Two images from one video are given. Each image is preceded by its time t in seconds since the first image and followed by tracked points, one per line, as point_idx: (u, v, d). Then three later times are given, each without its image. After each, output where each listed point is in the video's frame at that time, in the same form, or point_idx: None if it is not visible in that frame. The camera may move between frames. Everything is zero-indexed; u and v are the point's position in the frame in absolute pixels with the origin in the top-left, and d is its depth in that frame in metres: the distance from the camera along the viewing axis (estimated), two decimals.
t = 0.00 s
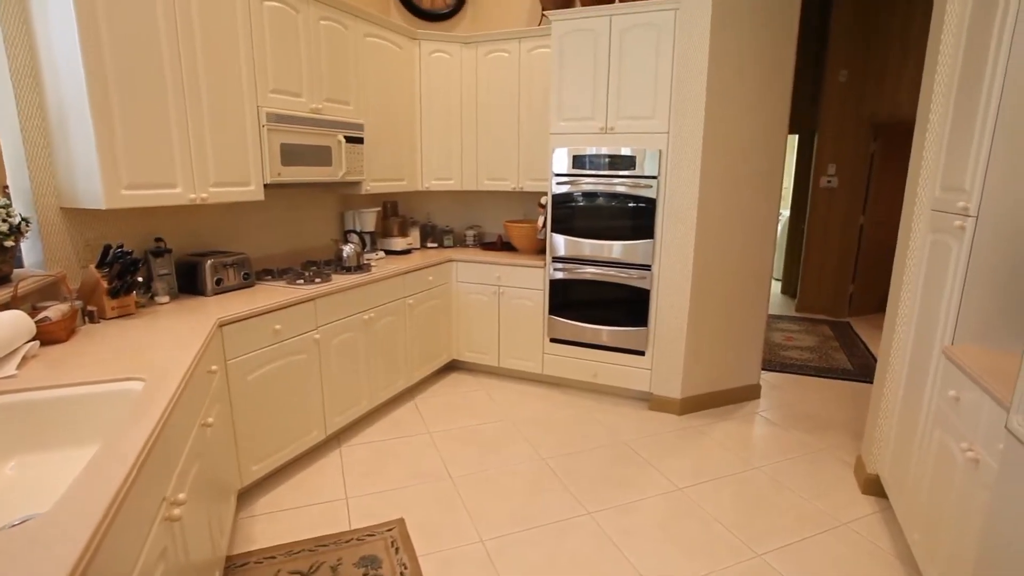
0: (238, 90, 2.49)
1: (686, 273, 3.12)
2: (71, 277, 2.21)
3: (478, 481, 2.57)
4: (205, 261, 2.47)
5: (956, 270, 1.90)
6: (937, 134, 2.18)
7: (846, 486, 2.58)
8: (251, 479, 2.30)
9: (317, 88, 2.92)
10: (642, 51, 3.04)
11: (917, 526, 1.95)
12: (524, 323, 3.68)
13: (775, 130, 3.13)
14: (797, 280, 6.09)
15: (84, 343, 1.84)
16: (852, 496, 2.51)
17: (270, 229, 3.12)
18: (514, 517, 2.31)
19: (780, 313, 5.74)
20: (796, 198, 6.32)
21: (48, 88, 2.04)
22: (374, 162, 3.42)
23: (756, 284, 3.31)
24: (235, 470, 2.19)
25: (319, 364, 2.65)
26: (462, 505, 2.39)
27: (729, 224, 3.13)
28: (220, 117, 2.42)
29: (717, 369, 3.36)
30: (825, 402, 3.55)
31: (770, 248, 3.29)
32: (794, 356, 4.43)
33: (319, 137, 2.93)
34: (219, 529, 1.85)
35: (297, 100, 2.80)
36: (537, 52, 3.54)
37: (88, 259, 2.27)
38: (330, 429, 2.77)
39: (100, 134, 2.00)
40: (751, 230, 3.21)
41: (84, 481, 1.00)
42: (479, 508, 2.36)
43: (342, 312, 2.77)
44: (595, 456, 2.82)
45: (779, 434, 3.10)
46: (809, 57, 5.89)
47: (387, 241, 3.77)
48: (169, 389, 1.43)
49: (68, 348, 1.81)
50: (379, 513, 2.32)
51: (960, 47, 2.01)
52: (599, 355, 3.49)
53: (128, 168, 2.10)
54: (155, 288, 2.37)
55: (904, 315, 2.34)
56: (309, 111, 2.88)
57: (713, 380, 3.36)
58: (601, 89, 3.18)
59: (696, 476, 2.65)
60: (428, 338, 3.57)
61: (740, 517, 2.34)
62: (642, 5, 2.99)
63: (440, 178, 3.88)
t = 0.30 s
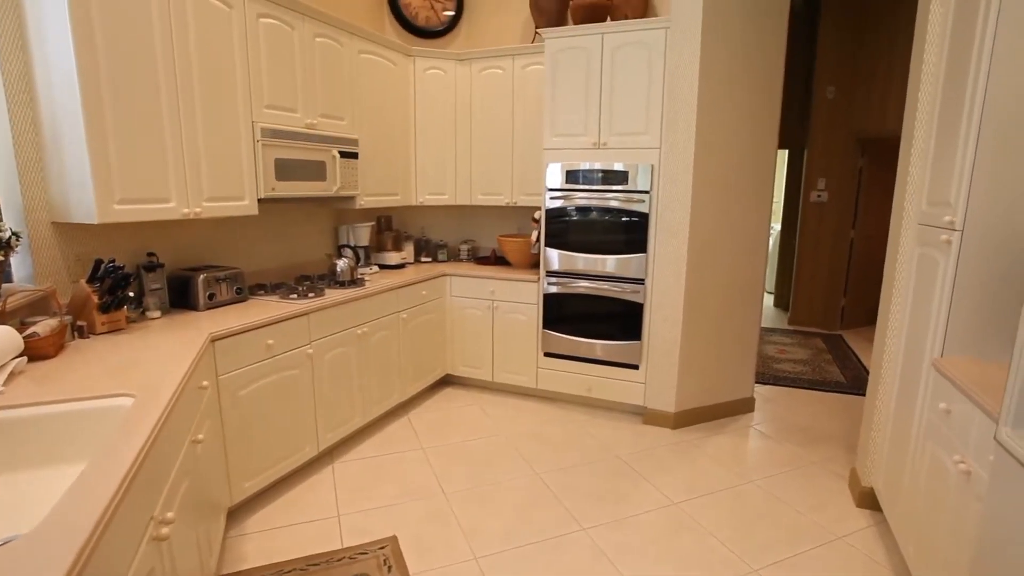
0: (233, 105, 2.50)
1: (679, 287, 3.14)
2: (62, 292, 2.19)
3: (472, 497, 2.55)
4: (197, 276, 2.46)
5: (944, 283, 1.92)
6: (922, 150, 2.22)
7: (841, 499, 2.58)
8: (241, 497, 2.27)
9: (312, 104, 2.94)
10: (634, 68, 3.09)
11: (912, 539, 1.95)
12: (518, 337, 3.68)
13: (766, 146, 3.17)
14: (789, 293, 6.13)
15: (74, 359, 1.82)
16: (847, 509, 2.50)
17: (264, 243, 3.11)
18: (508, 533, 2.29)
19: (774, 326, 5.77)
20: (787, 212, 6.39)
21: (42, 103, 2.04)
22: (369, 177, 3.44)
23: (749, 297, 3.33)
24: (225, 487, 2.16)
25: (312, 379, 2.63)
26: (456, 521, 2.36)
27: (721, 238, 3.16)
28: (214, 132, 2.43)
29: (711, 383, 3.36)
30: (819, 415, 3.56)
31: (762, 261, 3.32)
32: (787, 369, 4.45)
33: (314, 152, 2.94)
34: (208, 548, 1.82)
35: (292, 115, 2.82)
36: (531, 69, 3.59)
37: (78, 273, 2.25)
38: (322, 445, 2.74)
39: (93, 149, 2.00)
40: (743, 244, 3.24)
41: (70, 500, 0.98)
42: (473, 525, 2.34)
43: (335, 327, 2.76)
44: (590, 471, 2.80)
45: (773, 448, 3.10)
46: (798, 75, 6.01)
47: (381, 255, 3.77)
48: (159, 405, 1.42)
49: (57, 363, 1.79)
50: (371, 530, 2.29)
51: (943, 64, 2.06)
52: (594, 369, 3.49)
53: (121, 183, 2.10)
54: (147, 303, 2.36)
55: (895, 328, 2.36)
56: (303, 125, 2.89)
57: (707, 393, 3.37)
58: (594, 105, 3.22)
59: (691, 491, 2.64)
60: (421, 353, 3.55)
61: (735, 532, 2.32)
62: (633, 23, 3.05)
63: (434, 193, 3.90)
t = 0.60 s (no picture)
0: (229, 120, 2.51)
1: (673, 300, 3.15)
2: (53, 305, 2.18)
3: (467, 513, 2.52)
4: (190, 289, 2.45)
5: (934, 295, 1.94)
6: (909, 164, 2.25)
7: (838, 513, 2.57)
8: (232, 513, 2.24)
9: (307, 119, 2.95)
10: (626, 84, 3.13)
11: (909, 553, 1.94)
12: (513, 350, 3.67)
13: (757, 160, 3.21)
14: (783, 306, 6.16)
15: (64, 374, 1.80)
16: (844, 523, 2.49)
17: (258, 256, 3.11)
18: (503, 549, 2.26)
19: (768, 339, 5.78)
20: (779, 226, 6.45)
21: (38, 117, 2.05)
22: (364, 190, 3.45)
23: (742, 310, 3.35)
24: (215, 504, 2.13)
25: (306, 393, 2.61)
26: (450, 538, 2.34)
27: (714, 252, 3.18)
28: (209, 147, 2.44)
29: (706, 396, 3.36)
30: (814, 428, 3.56)
31: (755, 274, 3.34)
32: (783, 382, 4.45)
33: (309, 166, 2.95)
34: (198, 566, 1.79)
35: (288, 130, 2.83)
36: (524, 84, 3.63)
37: (70, 287, 2.24)
38: (315, 460, 2.71)
39: (88, 163, 2.00)
40: (736, 258, 3.26)
41: (57, 518, 0.97)
42: (468, 541, 2.31)
43: (329, 340, 2.75)
44: (586, 485, 2.79)
45: (769, 461, 3.09)
46: (787, 92, 6.11)
47: (375, 268, 3.77)
48: (150, 421, 1.40)
49: (47, 378, 1.77)
50: (365, 548, 2.25)
51: (927, 80, 2.10)
52: (589, 383, 3.48)
53: (116, 197, 2.09)
54: (139, 317, 2.34)
55: (887, 342, 2.38)
56: (299, 140, 2.90)
57: (702, 406, 3.36)
58: (587, 121, 3.25)
59: (687, 505, 2.62)
60: (416, 366, 3.54)
61: (732, 546, 2.31)
62: (626, 40, 3.10)
63: (429, 207, 3.91)
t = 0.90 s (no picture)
0: (225, 135, 2.53)
1: (667, 313, 3.17)
2: (46, 318, 2.17)
3: (462, 527, 2.51)
4: (185, 303, 2.45)
5: (926, 308, 1.96)
6: (901, 178, 2.29)
7: (833, 526, 2.57)
8: (225, 529, 2.22)
9: (304, 133, 2.98)
10: (620, 99, 3.17)
11: (906, 565, 1.94)
12: (508, 363, 3.67)
13: (749, 174, 3.25)
14: (777, 319, 6.19)
15: (57, 388, 1.79)
16: (839, 536, 2.49)
17: (253, 270, 3.11)
18: (498, 564, 2.25)
19: (762, 351, 5.80)
20: (772, 238, 6.51)
21: (34, 132, 2.06)
22: (359, 204, 3.46)
23: (736, 322, 3.36)
24: (208, 520, 2.11)
25: (300, 407, 2.60)
26: (445, 553, 2.32)
27: (708, 264, 3.20)
28: (206, 161, 2.45)
29: (701, 408, 3.36)
30: (809, 440, 3.56)
31: (748, 286, 3.36)
32: (778, 394, 4.46)
33: (305, 180, 2.97)
34: None
35: (284, 144, 2.85)
36: (519, 99, 3.67)
37: (64, 300, 2.23)
38: (309, 475, 2.69)
39: (85, 177, 2.01)
40: (730, 270, 3.28)
41: (47, 535, 0.96)
42: (463, 556, 2.30)
43: (323, 354, 2.74)
44: (581, 499, 2.78)
45: (765, 474, 3.09)
46: (779, 107, 6.21)
47: (370, 281, 3.78)
48: (143, 435, 1.40)
49: (40, 392, 1.76)
50: (358, 564, 2.23)
51: (916, 97, 2.14)
52: (584, 395, 3.48)
53: (112, 211, 2.10)
54: (133, 330, 2.34)
55: (881, 354, 2.39)
56: (295, 154, 2.92)
57: (697, 419, 3.36)
58: (581, 135, 3.29)
59: (682, 518, 2.61)
60: (411, 380, 3.53)
61: (728, 560, 2.30)
62: (619, 56, 3.15)
63: (424, 221, 3.93)
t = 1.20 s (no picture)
0: (223, 148, 2.55)
1: (663, 324, 3.18)
2: (40, 330, 2.16)
3: (458, 541, 2.49)
4: (180, 315, 2.44)
5: (920, 318, 1.98)
6: (894, 191, 2.32)
7: (830, 538, 2.56)
8: (218, 543, 2.20)
9: (301, 145, 3.00)
10: (615, 112, 3.21)
11: None
12: (504, 375, 3.67)
13: (743, 186, 3.28)
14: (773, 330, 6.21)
15: (50, 400, 1.78)
16: (836, 548, 2.48)
17: (249, 282, 3.11)
18: None
19: (758, 362, 5.82)
20: (766, 250, 6.55)
21: (31, 144, 2.06)
22: (355, 216, 3.48)
23: (731, 333, 3.38)
24: (201, 533, 2.09)
25: (295, 419, 2.59)
26: (440, 567, 2.30)
27: (703, 275, 3.22)
28: (203, 174, 2.46)
29: (697, 420, 3.36)
30: (805, 452, 3.56)
31: (743, 298, 3.38)
32: (773, 405, 4.47)
33: (301, 192, 2.98)
34: None
35: (281, 156, 2.87)
36: (515, 112, 3.71)
37: (59, 312, 2.23)
38: (304, 488, 2.67)
39: (82, 189, 2.01)
40: (725, 282, 3.30)
41: (37, 548, 0.95)
42: (459, 569, 2.28)
43: (319, 366, 2.73)
44: (577, 512, 2.76)
45: (761, 485, 3.08)
46: (772, 119, 6.28)
47: (366, 293, 3.78)
48: (137, 448, 1.39)
49: (32, 405, 1.75)
50: None
51: (908, 110, 2.18)
52: (580, 407, 3.48)
53: (108, 223, 2.11)
54: (127, 342, 2.33)
55: (876, 365, 2.41)
56: (292, 166, 2.94)
57: (693, 430, 3.36)
58: (577, 148, 3.33)
59: (679, 531, 2.60)
60: (407, 392, 3.52)
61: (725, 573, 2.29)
62: (614, 70, 3.19)
63: (420, 233, 3.95)
